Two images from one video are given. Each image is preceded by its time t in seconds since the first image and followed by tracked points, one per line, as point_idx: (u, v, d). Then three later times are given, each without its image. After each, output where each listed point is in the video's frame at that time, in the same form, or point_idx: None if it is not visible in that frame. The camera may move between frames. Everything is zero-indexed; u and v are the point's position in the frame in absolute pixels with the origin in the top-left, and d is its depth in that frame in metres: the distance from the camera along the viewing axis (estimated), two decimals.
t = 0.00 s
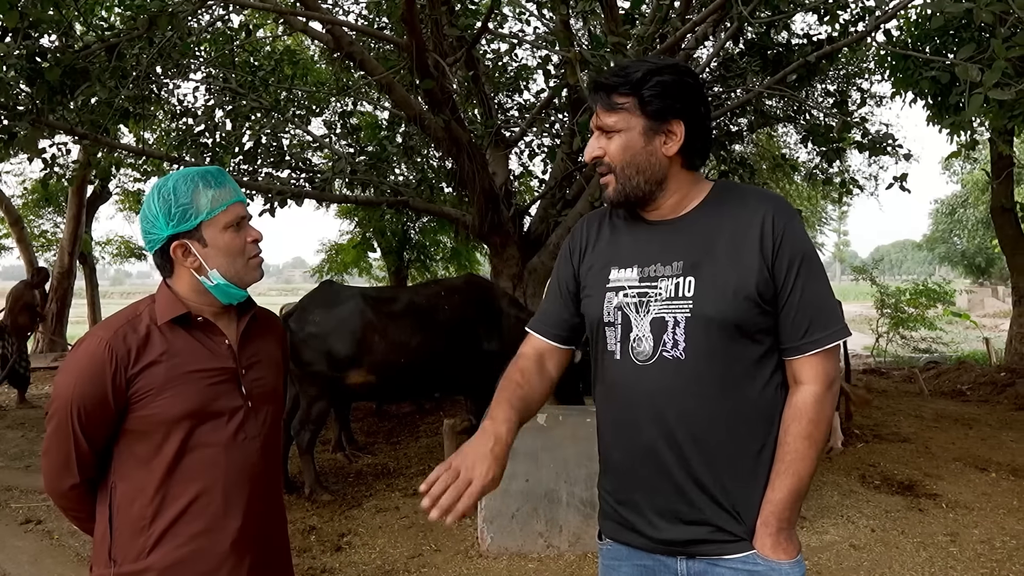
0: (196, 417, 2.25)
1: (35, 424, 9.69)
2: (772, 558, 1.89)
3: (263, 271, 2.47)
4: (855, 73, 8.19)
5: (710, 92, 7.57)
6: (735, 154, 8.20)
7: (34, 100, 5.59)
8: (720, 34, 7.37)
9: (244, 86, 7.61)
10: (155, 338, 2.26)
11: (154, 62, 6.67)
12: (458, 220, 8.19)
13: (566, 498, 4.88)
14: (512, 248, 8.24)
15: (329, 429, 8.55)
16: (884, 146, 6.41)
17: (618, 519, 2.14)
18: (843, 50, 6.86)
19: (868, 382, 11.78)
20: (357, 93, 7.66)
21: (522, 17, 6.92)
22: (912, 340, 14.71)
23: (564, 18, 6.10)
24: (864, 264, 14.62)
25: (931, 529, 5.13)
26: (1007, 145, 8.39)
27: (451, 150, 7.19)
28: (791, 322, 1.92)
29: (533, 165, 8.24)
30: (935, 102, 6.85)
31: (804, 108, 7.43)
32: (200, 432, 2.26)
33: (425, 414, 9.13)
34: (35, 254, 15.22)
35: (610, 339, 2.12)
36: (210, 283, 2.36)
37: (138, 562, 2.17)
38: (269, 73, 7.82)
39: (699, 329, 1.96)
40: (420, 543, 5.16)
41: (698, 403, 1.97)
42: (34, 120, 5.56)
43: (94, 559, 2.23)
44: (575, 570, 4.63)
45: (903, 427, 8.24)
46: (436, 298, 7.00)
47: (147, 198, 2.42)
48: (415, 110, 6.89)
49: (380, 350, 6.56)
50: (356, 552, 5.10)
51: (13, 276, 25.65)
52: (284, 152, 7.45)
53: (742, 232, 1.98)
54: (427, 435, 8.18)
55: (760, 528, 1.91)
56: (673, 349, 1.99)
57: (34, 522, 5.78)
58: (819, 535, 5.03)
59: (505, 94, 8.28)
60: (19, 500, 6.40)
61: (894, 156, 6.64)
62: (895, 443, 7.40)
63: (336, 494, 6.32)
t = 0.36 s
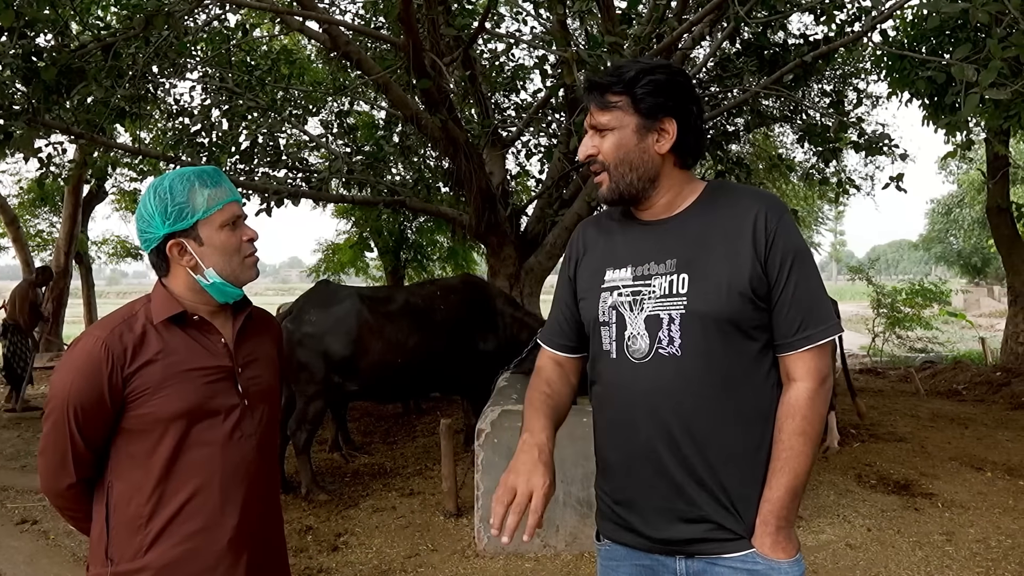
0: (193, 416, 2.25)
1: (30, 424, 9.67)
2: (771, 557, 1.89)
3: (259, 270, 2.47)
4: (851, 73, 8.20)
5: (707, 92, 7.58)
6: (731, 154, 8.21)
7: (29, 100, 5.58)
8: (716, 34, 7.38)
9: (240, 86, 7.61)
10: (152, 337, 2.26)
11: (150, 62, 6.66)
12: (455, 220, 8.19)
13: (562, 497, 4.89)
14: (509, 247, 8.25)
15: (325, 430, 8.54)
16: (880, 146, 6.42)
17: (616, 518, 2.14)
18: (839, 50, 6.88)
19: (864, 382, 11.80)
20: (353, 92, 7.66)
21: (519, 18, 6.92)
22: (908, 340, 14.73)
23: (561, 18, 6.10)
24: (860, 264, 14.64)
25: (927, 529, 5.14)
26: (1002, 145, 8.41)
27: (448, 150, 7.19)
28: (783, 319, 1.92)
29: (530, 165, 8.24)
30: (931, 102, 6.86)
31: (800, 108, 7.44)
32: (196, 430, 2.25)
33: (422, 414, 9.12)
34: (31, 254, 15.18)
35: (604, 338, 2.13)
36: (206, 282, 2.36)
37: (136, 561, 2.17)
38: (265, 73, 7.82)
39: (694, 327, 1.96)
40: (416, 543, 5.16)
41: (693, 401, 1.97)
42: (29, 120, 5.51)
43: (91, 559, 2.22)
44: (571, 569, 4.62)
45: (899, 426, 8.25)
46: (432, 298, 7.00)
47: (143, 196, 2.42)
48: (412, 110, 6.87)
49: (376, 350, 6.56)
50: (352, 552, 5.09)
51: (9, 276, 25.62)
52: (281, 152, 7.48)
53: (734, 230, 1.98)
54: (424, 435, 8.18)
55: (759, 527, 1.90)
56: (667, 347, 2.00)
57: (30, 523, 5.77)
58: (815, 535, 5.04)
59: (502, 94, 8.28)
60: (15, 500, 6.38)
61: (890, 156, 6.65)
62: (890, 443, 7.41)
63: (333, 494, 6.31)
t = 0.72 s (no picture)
0: (189, 416, 2.24)
1: (27, 424, 9.67)
2: (766, 555, 1.89)
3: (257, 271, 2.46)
4: (848, 73, 8.22)
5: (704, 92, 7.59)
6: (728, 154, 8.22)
7: (26, 100, 5.57)
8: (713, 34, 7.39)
9: (237, 86, 7.61)
10: (148, 337, 2.25)
11: (147, 62, 6.65)
12: (452, 220, 8.21)
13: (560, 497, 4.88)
14: (506, 247, 8.26)
15: (323, 430, 8.55)
16: (877, 146, 6.44)
17: (614, 517, 2.15)
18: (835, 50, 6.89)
19: (860, 382, 11.82)
20: (350, 92, 7.67)
21: (516, 18, 6.93)
22: (905, 340, 14.76)
23: (558, 19, 6.11)
24: (857, 264, 14.66)
25: (923, 528, 5.16)
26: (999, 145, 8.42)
27: (445, 150, 7.19)
28: (775, 317, 1.91)
29: (527, 165, 8.25)
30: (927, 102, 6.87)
31: (797, 108, 7.45)
32: (192, 431, 2.25)
33: (419, 414, 9.13)
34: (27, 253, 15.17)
35: (598, 340, 2.15)
36: (204, 283, 2.36)
37: (132, 561, 2.16)
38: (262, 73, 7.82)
39: (686, 327, 1.97)
40: (414, 543, 5.16)
41: (688, 400, 1.97)
42: (27, 119, 5.65)
43: (87, 559, 2.22)
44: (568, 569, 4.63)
45: (895, 426, 8.27)
46: (429, 298, 7.01)
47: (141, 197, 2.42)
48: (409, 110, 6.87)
49: (374, 350, 6.56)
50: (349, 552, 5.09)
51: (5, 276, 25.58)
52: (278, 152, 7.48)
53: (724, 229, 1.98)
54: (421, 435, 8.18)
55: (754, 526, 1.90)
56: (660, 347, 2.01)
57: (27, 523, 5.77)
58: (812, 534, 5.05)
59: (499, 95, 8.29)
60: (12, 501, 6.38)
61: (887, 156, 6.67)
62: (887, 443, 7.43)
63: (330, 494, 6.32)
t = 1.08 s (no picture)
0: (189, 415, 2.25)
1: (25, 424, 9.66)
2: (759, 551, 1.89)
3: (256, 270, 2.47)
4: (845, 74, 8.23)
5: (702, 92, 7.60)
6: (725, 154, 8.23)
7: (23, 100, 5.57)
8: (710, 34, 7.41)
9: (234, 85, 7.61)
10: (149, 336, 2.26)
11: (144, 62, 6.65)
12: (450, 220, 8.21)
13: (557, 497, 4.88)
14: (504, 247, 8.27)
15: (321, 430, 8.54)
16: (874, 146, 6.45)
17: (610, 514, 2.16)
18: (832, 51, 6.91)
19: (858, 382, 11.84)
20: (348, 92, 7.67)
21: (514, 18, 6.94)
22: (902, 340, 14.78)
23: (556, 19, 6.11)
24: (854, 264, 14.69)
25: (920, 527, 5.17)
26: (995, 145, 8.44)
27: (443, 150, 7.20)
28: (763, 312, 1.91)
29: (524, 165, 8.26)
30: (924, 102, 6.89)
31: (794, 108, 7.46)
32: (192, 430, 2.25)
33: (417, 414, 9.13)
34: (24, 253, 15.15)
35: (590, 338, 2.17)
36: (204, 281, 2.36)
37: (131, 560, 2.17)
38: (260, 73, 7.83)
39: (676, 325, 1.97)
40: (411, 542, 5.17)
41: (682, 397, 1.98)
42: (24, 119, 5.63)
43: (86, 558, 2.22)
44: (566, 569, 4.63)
45: (892, 426, 8.29)
46: (427, 298, 7.01)
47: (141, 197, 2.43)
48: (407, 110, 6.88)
49: (371, 350, 6.57)
50: (347, 552, 5.09)
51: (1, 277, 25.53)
52: (275, 152, 7.47)
53: (711, 226, 1.99)
54: (419, 435, 8.18)
55: (748, 522, 1.90)
56: (650, 344, 2.01)
57: (25, 523, 5.77)
58: (808, 534, 5.06)
59: (497, 95, 8.30)
60: (10, 501, 6.36)
61: (884, 156, 6.68)
62: (883, 442, 7.45)
63: (328, 494, 6.31)
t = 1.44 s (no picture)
0: (188, 413, 2.25)
1: (24, 424, 9.66)
2: (761, 537, 1.90)
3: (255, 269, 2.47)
4: (844, 74, 8.24)
5: (701, 92, 7.62)
6: (724, 154, 8.24)
7: (22, 99, 5.56)
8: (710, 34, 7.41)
9: (233, 85, 7.63)
10: (148, 335, 2.26)
11: (143, 62, 6.66)
12: (448, 220, 8.22)
13: (555, 496, 4.87)
14: (502, 247, 8.27)
15: (319, 430, 8.53)
16: (873, 146, 6.45)
17: (612, 513, 2.16)
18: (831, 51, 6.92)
19: (856, 381, 11.84)
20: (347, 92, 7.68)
21: (512, 18, 6.95)
22: (901, 340, 14.79)
23: (554, 19, 6.12)
24: (853, 264, 14.69)
25: (918, 527, 5.18)
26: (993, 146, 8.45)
27: (442, 150, 7.21)
28: (753, 306, 1.93)
29: (523, 165, 8.27)
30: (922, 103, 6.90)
31: (793, 109, 7.47)
32: (191, 428, 2.26)
33: (416, 414, 9.13)
34: (23, 253, 15.13)
35: (585, 344, 2.16)
36: (202, 280, 2.36)
37: (130, 558, 2.17)
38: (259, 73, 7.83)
39: (669, 324, 1.98)
40: (410, 542, 5.17)
41: (677, 396, 1.98)
42: (23, 118, 5.62)
43: (86, 557, 2.22)
44: (564, 568, 4.64)
45: (891, 425, 8.29)
46: (425, 297, 7.02)
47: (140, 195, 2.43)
48: (405, 110, 6.90)
49: (370, 350, 6.58)
50: (345, 552, 5.09)
51: None
52: (274, 152, 7.47)
53: (698, 224, 2.00)
54: (417, 435, 8.17)
55: (749, 510, 1.92)
56: (645, 345, 2.02)
57: (23, 522, 5.76)
58: (806, 533, 5.07)
59: (496, 95, 8.31)
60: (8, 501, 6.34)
61: (882, 157, 6.69)
62: (882, 442, 7.45)
63: (327, 494, 6.31)
